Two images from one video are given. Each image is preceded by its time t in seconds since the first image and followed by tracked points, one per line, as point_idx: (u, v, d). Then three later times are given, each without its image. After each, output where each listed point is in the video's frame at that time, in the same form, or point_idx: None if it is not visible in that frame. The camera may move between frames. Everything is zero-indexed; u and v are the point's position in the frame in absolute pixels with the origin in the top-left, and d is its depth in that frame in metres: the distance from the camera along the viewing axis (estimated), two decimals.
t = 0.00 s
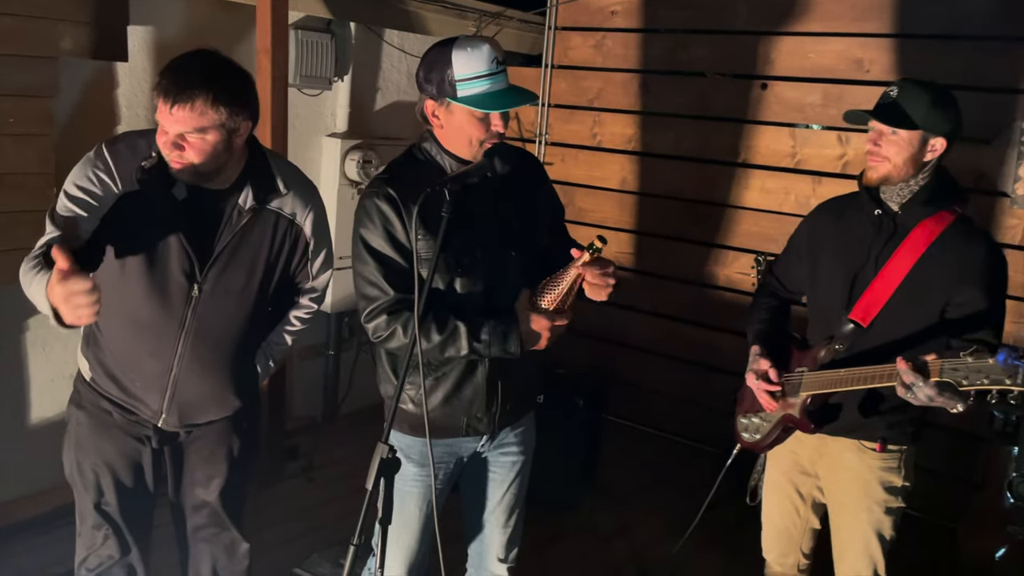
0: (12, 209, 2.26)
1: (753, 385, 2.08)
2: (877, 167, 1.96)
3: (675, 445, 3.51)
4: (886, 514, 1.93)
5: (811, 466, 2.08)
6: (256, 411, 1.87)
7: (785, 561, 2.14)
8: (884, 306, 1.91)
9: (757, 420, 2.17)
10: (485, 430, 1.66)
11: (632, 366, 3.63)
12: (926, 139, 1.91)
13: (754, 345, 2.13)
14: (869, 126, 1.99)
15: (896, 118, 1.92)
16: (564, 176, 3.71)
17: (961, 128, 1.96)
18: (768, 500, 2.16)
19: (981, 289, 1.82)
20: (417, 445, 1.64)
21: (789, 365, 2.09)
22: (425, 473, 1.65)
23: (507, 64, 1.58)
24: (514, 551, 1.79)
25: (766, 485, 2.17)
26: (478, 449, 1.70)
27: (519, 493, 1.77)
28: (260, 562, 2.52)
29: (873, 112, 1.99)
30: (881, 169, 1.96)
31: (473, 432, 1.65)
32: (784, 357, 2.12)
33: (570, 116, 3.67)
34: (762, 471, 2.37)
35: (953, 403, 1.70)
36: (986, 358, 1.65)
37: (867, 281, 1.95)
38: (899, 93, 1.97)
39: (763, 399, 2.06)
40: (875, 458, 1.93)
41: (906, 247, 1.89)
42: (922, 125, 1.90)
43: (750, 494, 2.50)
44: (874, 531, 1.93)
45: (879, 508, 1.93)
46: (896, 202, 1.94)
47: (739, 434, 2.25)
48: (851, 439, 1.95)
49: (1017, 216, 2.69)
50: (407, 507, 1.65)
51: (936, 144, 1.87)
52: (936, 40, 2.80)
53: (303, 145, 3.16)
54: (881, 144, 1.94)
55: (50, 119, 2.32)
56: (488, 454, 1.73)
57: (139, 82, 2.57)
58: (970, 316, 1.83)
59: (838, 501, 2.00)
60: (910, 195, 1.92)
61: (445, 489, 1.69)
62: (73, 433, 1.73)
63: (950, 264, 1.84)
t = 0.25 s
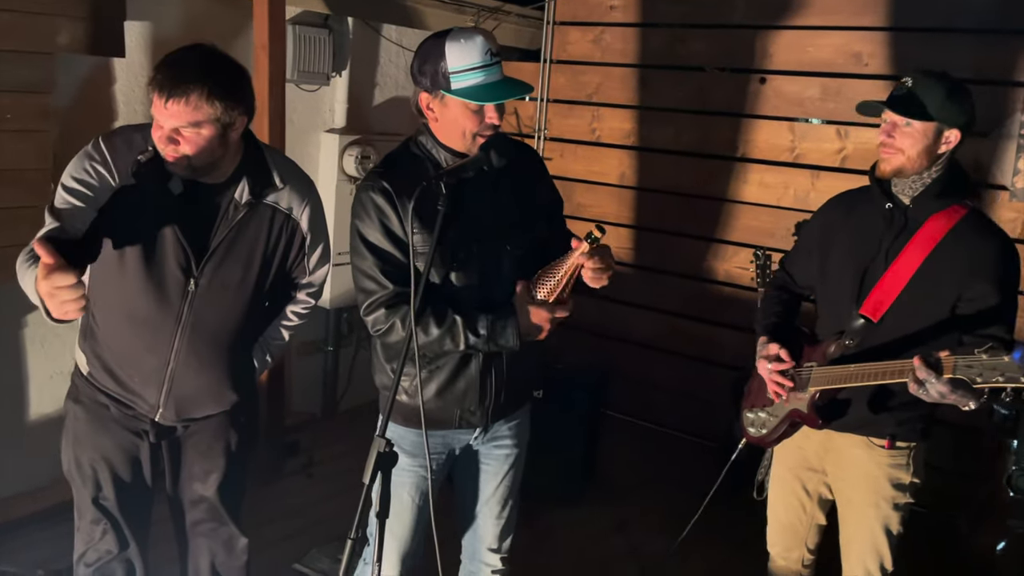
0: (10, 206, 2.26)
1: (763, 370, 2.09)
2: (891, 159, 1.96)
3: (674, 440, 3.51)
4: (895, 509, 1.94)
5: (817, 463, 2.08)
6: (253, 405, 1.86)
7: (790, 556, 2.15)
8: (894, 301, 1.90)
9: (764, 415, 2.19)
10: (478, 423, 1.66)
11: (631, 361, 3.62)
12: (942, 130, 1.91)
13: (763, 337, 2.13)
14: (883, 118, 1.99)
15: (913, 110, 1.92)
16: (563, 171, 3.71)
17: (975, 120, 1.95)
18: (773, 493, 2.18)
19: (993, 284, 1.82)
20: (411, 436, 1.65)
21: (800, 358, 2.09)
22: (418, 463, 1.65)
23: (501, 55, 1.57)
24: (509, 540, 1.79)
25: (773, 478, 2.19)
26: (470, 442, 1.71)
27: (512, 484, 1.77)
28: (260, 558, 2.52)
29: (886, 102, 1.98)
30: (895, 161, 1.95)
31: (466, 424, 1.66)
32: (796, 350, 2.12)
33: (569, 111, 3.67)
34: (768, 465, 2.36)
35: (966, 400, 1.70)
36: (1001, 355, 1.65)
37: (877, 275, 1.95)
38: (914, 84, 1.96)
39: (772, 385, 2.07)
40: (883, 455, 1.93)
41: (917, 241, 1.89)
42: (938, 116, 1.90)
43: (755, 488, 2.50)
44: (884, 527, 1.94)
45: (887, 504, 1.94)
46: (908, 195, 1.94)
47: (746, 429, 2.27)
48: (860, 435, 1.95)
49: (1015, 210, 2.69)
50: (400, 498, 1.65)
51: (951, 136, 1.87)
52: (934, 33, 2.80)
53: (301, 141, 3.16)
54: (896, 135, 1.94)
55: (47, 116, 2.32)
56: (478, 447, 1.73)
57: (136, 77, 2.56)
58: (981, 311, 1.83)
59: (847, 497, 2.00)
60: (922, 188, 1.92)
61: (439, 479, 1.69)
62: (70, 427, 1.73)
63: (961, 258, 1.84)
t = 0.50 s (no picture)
0: (10, 203, 2.26)
1: (774, 369, 2.08)
2: (906, 158, 1.97)
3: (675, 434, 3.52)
4: (907, 506, 1.94)
5: (829, 459, 2.08)
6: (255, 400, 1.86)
7: (792, 552, 2.15)
8: (911, 296, 1.90)
9: (777, 411, 2.16)
10: (478, 417, 1.67)
11: (632, 357, 3.62)
12: (955, 125, 1.92)
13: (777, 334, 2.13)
14: (894, 117, 1.99)
15: (922, 108, 1.92)
16: (563, 167, 3.71)
17: (988, 112, 1.96)
18: (780, 486, 2.17)
19: (1011, 279, 1.82)
20: (412, 429, 1.65)
21: (814, 355, 2.08)
22: (419, 456, 1.65)
23: (502, 49, 1.56)
24: (510, 534, 1.79)
25: (779, 473, 2.19)
26: (472, 436, 1.71)
27: (515, 478, 1.77)
28: (261, 554, 2.53)
29: (894, 103, 1.99)
30: (911, 160, 1.96)
31: (467, 419, 1.66)
32: (809, 348, 2.11)
33: (569, 106, 3.66)
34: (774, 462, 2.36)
35: (986, 398, 1.69)
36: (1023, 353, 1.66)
37: (894, 270, 1.95)
38: (921, 82, 1.97)
39: (784, 383, 2.07)
40: (898, 451, 1.93)
41: (935, 236, 1.89)
42: (949, 112, 1.90)
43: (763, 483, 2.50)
44: (895, 523, 1.94)
45: (899, 501, 1.94)
46: (926, 189, 1.94)
47: (758, 424, 2.23)
48: (875, 431, 1.95)
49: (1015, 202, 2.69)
50: (403, 491, 1.65)
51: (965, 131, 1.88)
52: (933, 26, 2.80)
53: (300, 137, 3.16)
54: (909, 134, 1.95)
55: (46, 113, 2.31)
56: (481, 440, 1.73)
57: (134, 74, 2.55)
58: (1001, 307, 1.83)
59: (859, 493, 2.00)
60: (940, 182, 1.92)
61: (440, 473, 1.69)
62: (72, 422, 1.73)
63: (981, 253, 1.84)
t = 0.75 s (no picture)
0: (7, 208, 2.26)
1: (779, 376, 2.07)
2: (910, 165, 1.95)
3: (674, 434, 3.51)
4: (911, 508, 1.95)
5: (832, 461, 2.09)
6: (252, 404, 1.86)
7: (792, 552, 2.17)
8: (917, 300, 1.90)
9: (782, 413, 2.15)
10: (478, 420, 1.67)
11: (631, 358, 3.62)
12: (958, 130, 1.89)
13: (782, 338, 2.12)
14: (896, 125, 1.98)
15: (921, 117, 1.90)
16: (560, 167, 3.71)
17: (991, 110, 1.94)
18: (781, 487, 2.19)
19: (1018, 282, 1.82)
20: (411, 432, 1.65)
21: (819, 358, 2.08)
22: (419, 459, 1.65)
23: (501, 52, 1.56)
24: (510, 537, 1.79)
25: (782, 474, 2.20)
26: (471, 438, 1.71)
27: (515, 480, 1.77)
28: (260, 557, 2.52)
29: (893, 112, 1.97)
30: (915, 167, 1.94)
31: (466, 421, 1.66)
32: (813, 350, 2.10)
33: (565, 107, 3.66)
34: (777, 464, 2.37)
35: (990, 403, 1.71)
36: None
37: (900, 273, 1.95)
38: (920, 90, 1.94)
39: (790, 392, 2.05)
40: (903, 453, 1.93)
41: (941, 238, 1.89)
42: (949, 119, 1.88)
43: (767, 483, 2.51)
44: (899, 525, 1.95)
45: (903, 503, 1.94)
46: (933, 192, 1.94)
47: (763, 426, 2.22)
48: (879, 434, 1.95)
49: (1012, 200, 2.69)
50: (402, 494, 1.65)
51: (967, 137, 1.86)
52: (929, 25, 2.80)
53: (297, 140, 3.16)
54: (911, 141, 1.93)
55: (42, 117, 2.31)
56: (481, 443, 1.73)
57: (131, 78, 2.55)
58: (1008, 310, 1.83)
59: (863, 494, 2.01)
60: (946, 186, 1.92)
61: (440, 476, 1.69)
62: (70, 427, 1.73)
63: (988, 256, 1.84)
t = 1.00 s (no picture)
0: None
1: (772, 371, 2.08)
2: (904, 156, 1.96)
3: (670, 436, 3.51)
4: (906, 507, 1.94)
5: (828, 461, 2.09)
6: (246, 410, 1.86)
7: (790, 551, 2.17)
8: (909, 299, 1.91)
9: (778, 414, 2.18)
10: (474, 424, 1.66)
11: (626, 360, 3.62)
12: (953, 125, 1.90)
13: (776, 336, 2.13)
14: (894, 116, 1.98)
15: (921, 106, 1.91)
16: (554, 170, 3.71)
17: (989, 110, 1.93)
18: (778, 487, 2.18)
19: (1009, 280, 1.82)
20: (407, 436, 1.65)
21: (813, 358, 2.09)
22: (415, 464, 1.65)
23: (494, 56, 1.56)
24: (508, 540, 1.78)
25: (778, 473, 2.20)
26: (467, 442, 1.70)
27: (513, 484, 1.76)
28: (256, 564, 2.51)
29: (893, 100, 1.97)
30: (908, 158, 1.95)
31: (463, 425, 1.66)
32: (809, 351, 2.12)
33: (558, 109, 3.66)
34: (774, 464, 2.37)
35: (982, 398, 1.70)
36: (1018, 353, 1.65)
37: (892, 271, 1.95)
38: (922, 80, 1.96)
39: (783, 386, 2.06)
40: (897, 453, 1.93)
41: (933, 236, 1.90)
42: (948, 111, 1.89)
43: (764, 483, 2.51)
44: (895, 525, 1.94)
45: (898, 502, 1.94)
46: (924, 189, 1.95)
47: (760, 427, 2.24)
48: (874, 433, 1.95)
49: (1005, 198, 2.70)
50: (399, 499, 1.65)
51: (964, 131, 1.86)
52: (919, 25, 2.82)
53: (290, 144, 3.16)
54: (907, 131, 1.94)
55: (33, 124, 2.30)
56: (479, 447, 1.72)
57: (122, 83, 2.54)
58: (999, 307, 1.83)
59: (859, 494, 2.01)
60: (938, 182, 1.92)
61: (436, 481, 1.68)
62: (62, 434, 1.72)
63: (980, 254, 1.84)
